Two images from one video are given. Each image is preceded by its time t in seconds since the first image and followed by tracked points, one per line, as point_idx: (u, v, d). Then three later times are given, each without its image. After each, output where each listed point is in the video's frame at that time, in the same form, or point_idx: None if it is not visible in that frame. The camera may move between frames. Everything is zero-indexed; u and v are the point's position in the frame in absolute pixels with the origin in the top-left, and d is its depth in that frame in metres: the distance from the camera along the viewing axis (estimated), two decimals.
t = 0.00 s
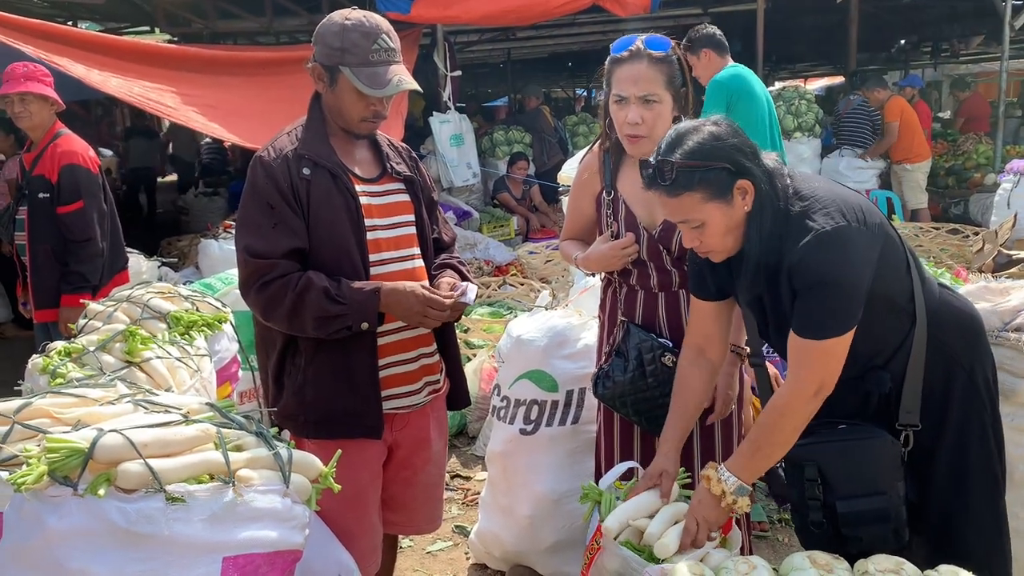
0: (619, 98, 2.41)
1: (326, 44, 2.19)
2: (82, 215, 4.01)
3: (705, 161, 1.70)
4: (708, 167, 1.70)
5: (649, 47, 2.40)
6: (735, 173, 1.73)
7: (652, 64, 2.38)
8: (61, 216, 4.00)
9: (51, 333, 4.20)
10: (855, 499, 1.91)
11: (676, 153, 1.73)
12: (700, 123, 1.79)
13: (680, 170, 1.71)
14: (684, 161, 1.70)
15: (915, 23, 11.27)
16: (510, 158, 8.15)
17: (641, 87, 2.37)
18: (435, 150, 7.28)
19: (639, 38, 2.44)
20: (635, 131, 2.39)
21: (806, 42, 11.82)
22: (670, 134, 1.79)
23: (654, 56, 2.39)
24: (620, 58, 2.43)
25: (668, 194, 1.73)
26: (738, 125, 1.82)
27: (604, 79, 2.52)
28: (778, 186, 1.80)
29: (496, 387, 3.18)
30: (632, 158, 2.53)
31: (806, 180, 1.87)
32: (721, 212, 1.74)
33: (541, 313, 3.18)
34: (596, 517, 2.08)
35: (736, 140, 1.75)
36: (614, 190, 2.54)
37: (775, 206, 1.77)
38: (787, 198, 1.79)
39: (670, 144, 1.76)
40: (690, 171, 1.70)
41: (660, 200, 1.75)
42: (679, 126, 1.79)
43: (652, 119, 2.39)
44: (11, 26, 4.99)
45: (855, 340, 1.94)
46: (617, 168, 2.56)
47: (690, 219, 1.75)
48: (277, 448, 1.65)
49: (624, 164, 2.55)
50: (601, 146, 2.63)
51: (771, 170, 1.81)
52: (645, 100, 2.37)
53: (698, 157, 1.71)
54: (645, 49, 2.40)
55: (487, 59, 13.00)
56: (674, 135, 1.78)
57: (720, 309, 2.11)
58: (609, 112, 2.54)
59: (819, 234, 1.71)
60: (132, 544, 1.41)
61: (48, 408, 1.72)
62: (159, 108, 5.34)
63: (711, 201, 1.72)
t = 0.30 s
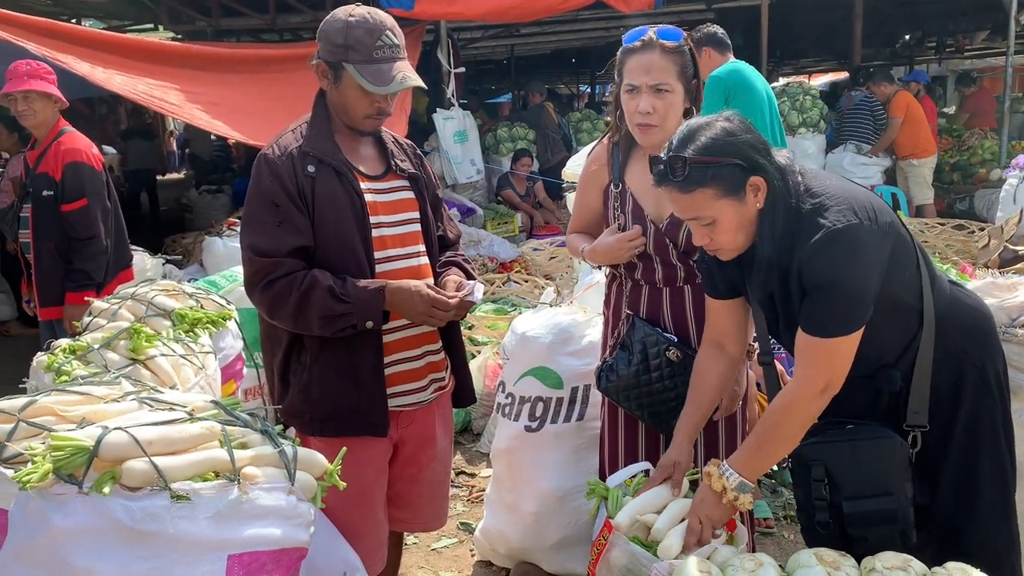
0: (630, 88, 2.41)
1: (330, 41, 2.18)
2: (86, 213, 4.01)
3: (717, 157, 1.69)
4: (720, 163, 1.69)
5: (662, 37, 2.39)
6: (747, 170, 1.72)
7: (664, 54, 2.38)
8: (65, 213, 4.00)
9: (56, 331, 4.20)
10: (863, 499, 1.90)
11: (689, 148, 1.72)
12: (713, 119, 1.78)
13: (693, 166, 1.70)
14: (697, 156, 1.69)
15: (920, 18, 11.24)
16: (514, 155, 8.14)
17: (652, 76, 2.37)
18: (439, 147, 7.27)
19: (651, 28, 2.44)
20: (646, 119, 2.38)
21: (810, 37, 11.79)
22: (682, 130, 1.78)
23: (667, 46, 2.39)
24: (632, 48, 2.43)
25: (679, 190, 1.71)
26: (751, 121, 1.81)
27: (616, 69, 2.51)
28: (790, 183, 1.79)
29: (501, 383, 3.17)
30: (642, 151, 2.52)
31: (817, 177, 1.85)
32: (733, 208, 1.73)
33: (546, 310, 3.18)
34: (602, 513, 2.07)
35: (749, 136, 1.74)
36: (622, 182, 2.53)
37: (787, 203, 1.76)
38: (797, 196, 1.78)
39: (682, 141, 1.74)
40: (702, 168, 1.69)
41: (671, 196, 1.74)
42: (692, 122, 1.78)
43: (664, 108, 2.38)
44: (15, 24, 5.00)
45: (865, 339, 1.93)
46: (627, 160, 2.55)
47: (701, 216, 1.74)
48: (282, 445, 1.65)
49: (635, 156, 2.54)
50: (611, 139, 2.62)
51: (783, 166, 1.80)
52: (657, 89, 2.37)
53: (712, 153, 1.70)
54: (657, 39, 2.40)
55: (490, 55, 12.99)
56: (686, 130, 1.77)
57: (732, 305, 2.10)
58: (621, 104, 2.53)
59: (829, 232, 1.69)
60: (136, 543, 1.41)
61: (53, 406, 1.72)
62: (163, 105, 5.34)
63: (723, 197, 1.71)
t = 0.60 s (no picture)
0: (644, 80, 2.39)
1: (331, 38, 2.18)
2: (88, 211, 4.01)
3: (737, 136, 1.69)
4: (741, 141, 1.69)
5: (676, 30, 2.38)
6: (766, 152, 1.72)
7: (679, 46, 2.36)
8: (67, 212, 4.00)
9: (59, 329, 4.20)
10: (866, 493, 1.90)
11: (713, 124, 1.71)
12: (732, 102, 1.77)
13: (716, 141, 1.68)
14: (721, 131, 1.69)
15: (923, 13, 11.21)
16: (516, 152, 8.13)
17: (666, 68, 2.36)
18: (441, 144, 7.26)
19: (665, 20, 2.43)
20: (659, 111, 2.37)
21: (812, 33, 11.75)
22: (703, 109, 1.77)
23: (682, 38, 2.37)
24: (647, 40, 2.42)
25: (699, 163, 1.69)
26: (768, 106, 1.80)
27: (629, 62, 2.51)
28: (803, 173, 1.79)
29: (503, 380, 3.17)
30: (654, 142, 2.50)
31: (828, 170, 1.84)
32: (748, 190, 1.73)
33: (549, 306, 3.18)
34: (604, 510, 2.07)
35: (769, 119, 1.74)
36: (631, 174, 2.52)
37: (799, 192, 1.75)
38: (806, 187, 1.77)
39: (704, 118, 1.73)
40: (723, 145, 1.68)
41: (686, 172, 1.72)
42: (713, 103, 1.77)
43: (678, 100, 2.37)
44: (16, 22, 4.99)
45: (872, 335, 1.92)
46: (637, 153, 2.53)
47: (715, 195, 1.72)
48: (285, 443, 1.65)
49: (645, 149, 2.52)
50: (621, 132, 2.61)
51: (796, 157, 1.79)
52: (672, 81, 2.36)
53: (731, 133, 1.69)
54: (672, 32, 2.38)
55: (492, 52, 12.98)
56: (707, 110, 1.76)
57: (735, 298, 2.09)
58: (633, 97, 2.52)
59: (838, 227, 1.68)
60: (140, 540, 1.41)
61: (56, 404, 1.72)
62: (165, 103, 5.34)
63: (740, 176, 1.70)
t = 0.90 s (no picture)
0: (656, 79, 2.40)
1: (328, 37, 2.18)
2: (90, 211, 4.01)
3: (746, 130, 1.69)
4: (750, 134, 1.69)
5: (690, 30, 2.38)
6: (772, 145, 1.73)
7: (693, 46, 2.36)
8: (68, 212, 4.00)
9: (60, 328, 4.20)
10: (870, 489, 1.89)
11: (722, 118, 1.70)
12: (736, 97, 1.77)
13: (725, 135, 1.68)
14: (730, 125, 1.68)
15: (924, 11, 11.19)
16: (517, 151, 8.13)
17: (680, 68, 2.36)
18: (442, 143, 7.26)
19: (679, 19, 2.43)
20: (671, 111, 2.36)
21: (813, 31, 11.74)
22: (709, 105, 1.77)
23: (696, 39, 2.37)
24: (659, 39, 2.42)
25: (708, 157, 1.68)
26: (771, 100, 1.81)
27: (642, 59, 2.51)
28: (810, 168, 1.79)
29: (505, 379, 3.17)
30: (664, 141, 2.49)
31: (832, 165, 1.84)
32: (756, 184, 1.72)
33: (550, 305, 3.18)
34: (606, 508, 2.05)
35: (774, 113, 1.75)
36: (641, 173, 2.51)
37: (806, 187, 1.75)
38: (811, 181, 1.77)
39: (710, 113, 1.73)
40: (732, 139, 1.68)
41: (693, 165, 1.71)
42: (718, 99, 1.77)
43: (690, 101, 2.37)
44: (17, 22, 4.99)
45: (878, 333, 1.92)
46: (647, 151, 2.53)
47: (724, 187, 1.71)
48: (286, 442, 1.65)
49: (656, 147, 2.52)
50: (632, 129, 2.60)
51: (801, 152, 1.79)
52: (685, 81, 2.36)
53: (739, 127, 1.69)
54: (686, 31, 2.38)
55: (493, 51, 12.98)
56: (712, 106, 1.76)
57: (744, 295, 2.10)
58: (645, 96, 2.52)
59: (848, 224, 1.68)
60: (141, 540, 1.41)
61: (57, 404, 1.72)
62: (166, 103, 5.34)
63: (750, 170, 1.70)
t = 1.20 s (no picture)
0: (673, 64, 2.38)
1: (341, 22, 2.19)
2: (111, 196, 4.05)
3: (764, 114, 1.67)
4: (766, 119, 1.67)
5: (708, 14, 2.35)
6: (790, 129, 1.71)
7: (710, 31, 2.34)
8: (90, 197, 4.04)
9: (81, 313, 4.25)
10: (886, 477, 1.90)
11: (737, 103, 1.68)
12: (755, 79, 1.76)
13: (741, 120, 1.66)
14: (743, 111, 1.66)
15: None
16: (534, 138, 8.11)
17: (695, 52, 2.34)
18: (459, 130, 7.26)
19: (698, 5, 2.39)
20: (686, 96, 2.36)
21: (834, 19, 11.61)
22: (725, 88, 1.74)
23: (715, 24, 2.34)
24: (677, 23, 2.39)
25: (723, 144, 1.68)
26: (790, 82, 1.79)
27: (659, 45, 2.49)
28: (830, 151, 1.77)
29: (520, 366, 3.17)
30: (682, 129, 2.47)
31: (852, 148, 1.83)
32: (774, 167, 1.71)
33: (567, 293, 3.18)
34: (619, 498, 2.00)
35: (793, 95, 1.73)
36: (659, 163, 2.49)
37: (826, 169, 1.74)
38: (833, 163, 1.75)
39: (727, 97, 1.71)
40: (749, 123, 1.66)
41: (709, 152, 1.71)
42: (736, 81, 1.75)
43: (705, 86, 2.35)
44: (38, 8, 5.03)
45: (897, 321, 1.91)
46: (665, 140, 2.50)
47: (742, 173, 1.70)
48: (304, 426, 1.66)
49: (673, 136, 2.49)
50: (650, 117, 2.58)
51: (821, 134, 1.77)
52: (701, 66, 2.34)
53: (758, 110, 1.68)
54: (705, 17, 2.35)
55: (511, 38, 12.93)
56: (729, 89, 1.74)
57: (761, 278, 2.08)
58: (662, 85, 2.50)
59: (869, 208, 1.67)
60: (161, 520, 1.44)
61: (78, 386, 1.74)
62: (184, 89, 5.37)
63: (766, 155, 1.69)
